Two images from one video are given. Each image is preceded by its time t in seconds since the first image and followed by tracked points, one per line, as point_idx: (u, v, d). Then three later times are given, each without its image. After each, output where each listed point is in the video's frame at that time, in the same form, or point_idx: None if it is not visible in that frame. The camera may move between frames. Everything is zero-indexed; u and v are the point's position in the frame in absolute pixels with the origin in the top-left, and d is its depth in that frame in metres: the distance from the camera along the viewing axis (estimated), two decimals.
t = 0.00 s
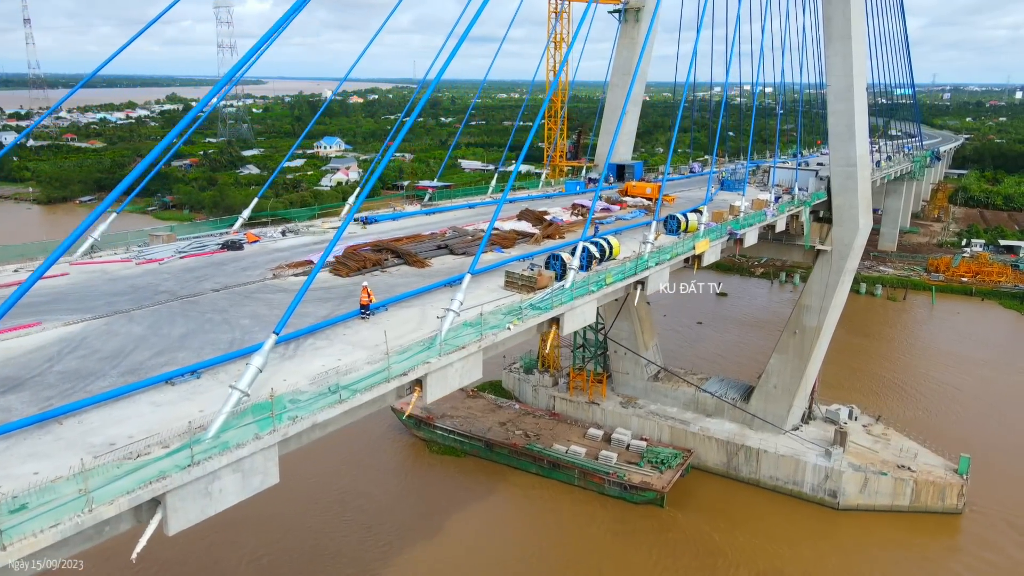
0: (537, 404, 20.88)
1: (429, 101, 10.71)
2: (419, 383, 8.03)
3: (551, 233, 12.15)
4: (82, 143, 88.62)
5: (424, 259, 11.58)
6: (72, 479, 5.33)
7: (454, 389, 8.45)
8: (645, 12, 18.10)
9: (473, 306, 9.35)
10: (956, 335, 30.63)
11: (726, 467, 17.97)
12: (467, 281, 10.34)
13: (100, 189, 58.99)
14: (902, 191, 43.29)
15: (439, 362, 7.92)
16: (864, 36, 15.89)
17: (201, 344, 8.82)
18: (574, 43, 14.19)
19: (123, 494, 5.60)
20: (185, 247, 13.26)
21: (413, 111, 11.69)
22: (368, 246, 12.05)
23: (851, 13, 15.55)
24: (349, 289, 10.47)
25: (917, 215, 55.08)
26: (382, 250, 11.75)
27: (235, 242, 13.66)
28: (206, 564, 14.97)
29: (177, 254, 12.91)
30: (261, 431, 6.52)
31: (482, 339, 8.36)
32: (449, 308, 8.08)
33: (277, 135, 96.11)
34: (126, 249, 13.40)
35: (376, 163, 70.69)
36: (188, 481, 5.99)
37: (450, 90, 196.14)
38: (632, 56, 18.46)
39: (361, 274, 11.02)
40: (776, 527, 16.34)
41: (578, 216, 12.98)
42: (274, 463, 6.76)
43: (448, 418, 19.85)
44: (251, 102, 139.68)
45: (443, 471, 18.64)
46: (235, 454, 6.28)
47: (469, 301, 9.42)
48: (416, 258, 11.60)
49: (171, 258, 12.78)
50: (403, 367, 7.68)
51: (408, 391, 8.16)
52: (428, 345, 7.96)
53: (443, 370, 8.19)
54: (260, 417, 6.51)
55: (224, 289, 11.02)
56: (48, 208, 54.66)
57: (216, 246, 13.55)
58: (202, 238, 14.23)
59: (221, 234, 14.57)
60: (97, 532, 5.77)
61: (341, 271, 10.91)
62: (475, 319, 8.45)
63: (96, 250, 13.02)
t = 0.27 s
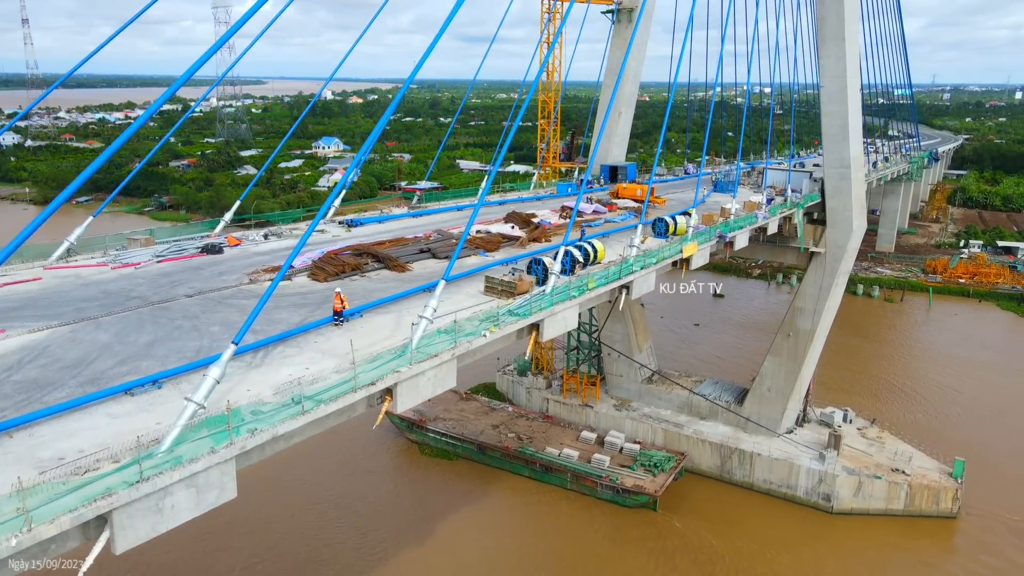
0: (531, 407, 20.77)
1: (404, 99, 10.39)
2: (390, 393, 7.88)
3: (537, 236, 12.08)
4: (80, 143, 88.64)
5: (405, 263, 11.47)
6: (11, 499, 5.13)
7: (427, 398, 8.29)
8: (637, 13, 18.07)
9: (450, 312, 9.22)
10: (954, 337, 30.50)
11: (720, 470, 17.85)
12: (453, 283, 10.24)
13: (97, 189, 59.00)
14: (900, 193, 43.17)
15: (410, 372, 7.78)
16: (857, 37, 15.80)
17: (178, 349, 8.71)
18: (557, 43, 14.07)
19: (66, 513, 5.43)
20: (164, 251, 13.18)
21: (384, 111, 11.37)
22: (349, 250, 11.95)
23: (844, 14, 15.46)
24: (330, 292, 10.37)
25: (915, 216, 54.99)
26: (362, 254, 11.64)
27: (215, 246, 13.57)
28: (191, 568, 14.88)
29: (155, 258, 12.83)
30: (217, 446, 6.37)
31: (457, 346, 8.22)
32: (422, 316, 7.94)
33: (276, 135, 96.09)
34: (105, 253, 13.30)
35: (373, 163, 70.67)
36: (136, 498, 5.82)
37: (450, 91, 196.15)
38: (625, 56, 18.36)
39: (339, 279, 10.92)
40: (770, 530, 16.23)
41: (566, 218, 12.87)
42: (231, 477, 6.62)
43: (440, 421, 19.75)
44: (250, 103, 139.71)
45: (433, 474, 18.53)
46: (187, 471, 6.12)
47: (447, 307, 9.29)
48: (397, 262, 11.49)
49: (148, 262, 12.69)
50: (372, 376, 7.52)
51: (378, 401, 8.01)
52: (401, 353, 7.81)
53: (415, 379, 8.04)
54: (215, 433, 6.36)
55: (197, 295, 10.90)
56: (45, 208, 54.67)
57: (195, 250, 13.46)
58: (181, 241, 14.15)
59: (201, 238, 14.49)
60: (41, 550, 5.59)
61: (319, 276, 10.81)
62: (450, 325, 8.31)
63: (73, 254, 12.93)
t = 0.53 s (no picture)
0: (524, 409, 20.66)
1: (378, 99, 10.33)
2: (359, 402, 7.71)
3: (522, 239, 11.99)
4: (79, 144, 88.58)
5: (385, 268, 11.35)
6: None
7: (398, 407, 8.12)
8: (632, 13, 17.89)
9: (426, 318, 9.08)
10: (951, 339, 30.38)
11: (714, 474, 17.73)
12: (440, 286, 10.14)
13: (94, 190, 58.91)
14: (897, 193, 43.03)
15: (380, 380, 7.61)
16: (851, 38, 15.67)
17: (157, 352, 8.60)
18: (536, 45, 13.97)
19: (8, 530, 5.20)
20: (142, 254, 13.06)
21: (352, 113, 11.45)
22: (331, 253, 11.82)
23: (838, 15, 15.34)
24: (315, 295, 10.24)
25: (913, 217, 54.88)
26: (343, 259, 11.51)
27: (194, 249, 13.46)
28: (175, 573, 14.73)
29: (132, 262, 12.70)
30: (169, 460, 6.18)
31: (429, 354, 8.07)
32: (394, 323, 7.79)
33: (274, 135, 96.00)
34: (80, 256, 13.21)
35: (372, 163, 70.55)
36: (79, 516, 5.61)
37: (449, 91, 196.11)
38: (619, 57, 18.20)
39: (317, 283, 10.78)
40: (764, 534, 16.12)
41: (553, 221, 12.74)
42: (187, 492, 6.43)
43: (432, 423, 19.63)
44: (249, 103, 139.61)
45: (424, 477, 18.41)
46: (137, 486, 5.93)
47: (423, 313, 9.15)
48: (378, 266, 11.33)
49: (125, 266, 12.56)
50: (340, 386, 7.36)
51: (348, 411, 7.83)
52: (371, 362, 7.64)
53: (385, 388, 7.87)
54: (168, 445, 6.19)
55: (171, 300, 10.77)
56: (42, 209, 54.67)
57: (174, 253, 13.35)
58: (160, 245, 14.03)
59: (182, 241, 14.38)
60: None
61: (296, 280, 10.68)
62: (424, 332, 8.17)
63: (48, 258, 12.83)
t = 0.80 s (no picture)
0: (518, 412, 20.55)
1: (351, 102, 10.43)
2: (326, 412, 7.55)
3: (508, 243, 11.86)
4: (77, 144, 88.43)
5: (365, 272, 11.23)
6: None
7: (368, 417, 7.96)
8: (625, 13, 17.72)
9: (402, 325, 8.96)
10: (948, 340, 30.25)
11: (707, 477, 17.62)
12: (424, 290, 10.01)
13: (91, 190, 58.77)
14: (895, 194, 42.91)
15: (348, 390, 7.47)
16: (845, 38, 15.56)
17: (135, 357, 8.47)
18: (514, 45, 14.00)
19: None
20: (118, 259, 12.94)
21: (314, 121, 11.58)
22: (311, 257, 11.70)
23: (831, 15, 15.22)
24: (298, 300, 10.12)
25: (912, 218, 54.75)
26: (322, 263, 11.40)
27: (172, 253, 13.35)
28: None
29: (109, 266, 12.59)
30: (119, 475, 5.99)
31: (402, 362, 7.93)
32: (365, 331, 7.67)
33: (273, 135, 95.88)
34: (57, 260, 13.08)
35: (370, 164, 70.39)
36: (23, 535, 5.39)
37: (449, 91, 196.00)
38: (613, 58, 18.07)
39: (294, 287, 10.63)
40: (758, 538, 16.00)
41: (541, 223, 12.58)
42: (140, 507, 6.23)
43: (425, 426, 19.52)
44: (249, 103, 139.47)
45: (415, 481, 18.28)
46: (85, 502, 5.73)
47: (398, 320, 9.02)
48: (357, 270, 11.20)
49: (101, 271, 12.45)
50: (308, 395, 7.21)
51: (315, 422, 7.66)
52: (341, 370, 7.49)
53: (355, 397, 7.72)
54: (118, 460, 6.00)
55: (141, 306, 10.63)
56: (38, 210, 54.55)
57: (152, 258, 13.24)
58: (138, 249, 13.92)
59: (161, 245, 14.26)
60: None
61: (273, 284, 10.53)
62: (397, 339, 8.04)
63: (24, 262, 12.70)
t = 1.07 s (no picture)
0: (512, 415, 20.44)
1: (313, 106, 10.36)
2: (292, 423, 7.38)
3: (493, 246, 11.76)
4: (76, 144, 88.25)
5: (344, 277, 11.12)
6: None
7: (338, 427, 7.80)
8: (618, 14, 17.58)
9: (377, 331, 8.82)
10: (946, 342, 30.13)
11: (701, 481, 17.51)
12: (407, 295, 9.89)
13: (88, 191, 58.66)
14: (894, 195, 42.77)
15: (316, 400, 7.31)
16: (839, 39, 15.45)
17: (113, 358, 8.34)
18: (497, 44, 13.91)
19: None
20: (95, 264, 12.81)
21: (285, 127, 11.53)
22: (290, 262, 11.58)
23: (825, 16, 15.08)
24: (283, 306, 10.03)
25: (911, 219, 54.62)
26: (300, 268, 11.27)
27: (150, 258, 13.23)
28: None
29: (84, 271, 12.46)
30: (64, 492, 5.80)
31: (373, 370, 7.78)
32: (335, 339, 7.54)
33: (272, 136, 95.77)
34: (33, 265, 12.90)
35: (368, 164, 70.27)
36: None
37: (449, 91, 195.91)
38: (606, 59, 17.92)
39: (272, 293, 10.47)
40: (751, 542, 15.88)
41: (529, 225, 12.44)
42: (90, 524, 6.04)
43: (418, 429, 19.40)
44: (249, 103, 139.47)
45: (406, 484, 18.14)
46: (28, 521, 5.53)
47: (372, 327, 8.87)
48: (336, 275, 11.11)
49: (76, 276, 12.31)
50: (273, 406, 7.06)
51: (281, 433, 7.49)
52: (308, 380, 7.33)
53: (323, 407, 7.56)
54: (65, 476, 5.82)
55: (111, 313, 10.47)
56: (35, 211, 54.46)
57: (129, 262, 13.11)
58: (116, 253, 13.79)
59: (140, 249, 14.14)
60: None
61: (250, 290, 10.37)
62: (370, 347, 7.89)
63: None
